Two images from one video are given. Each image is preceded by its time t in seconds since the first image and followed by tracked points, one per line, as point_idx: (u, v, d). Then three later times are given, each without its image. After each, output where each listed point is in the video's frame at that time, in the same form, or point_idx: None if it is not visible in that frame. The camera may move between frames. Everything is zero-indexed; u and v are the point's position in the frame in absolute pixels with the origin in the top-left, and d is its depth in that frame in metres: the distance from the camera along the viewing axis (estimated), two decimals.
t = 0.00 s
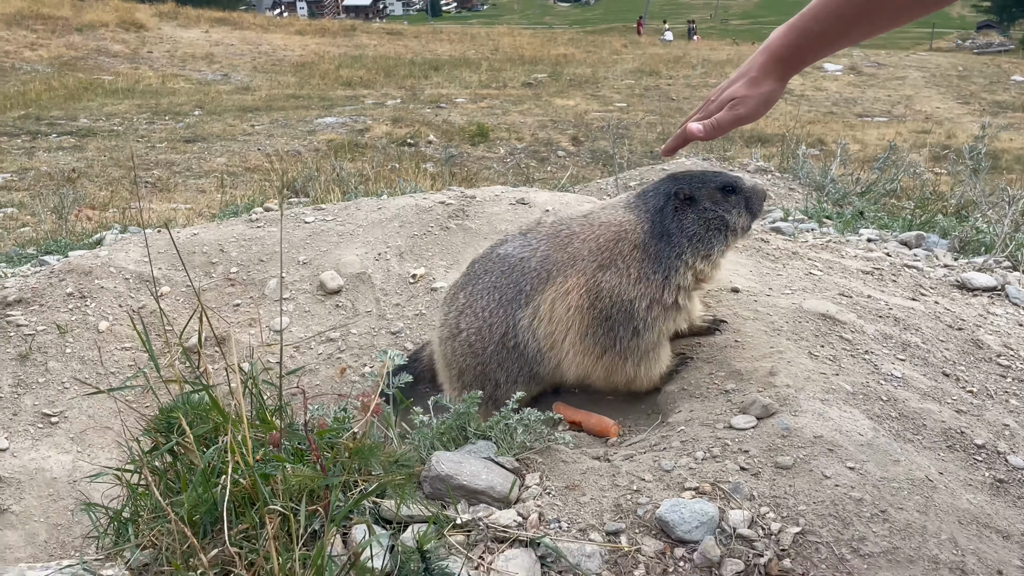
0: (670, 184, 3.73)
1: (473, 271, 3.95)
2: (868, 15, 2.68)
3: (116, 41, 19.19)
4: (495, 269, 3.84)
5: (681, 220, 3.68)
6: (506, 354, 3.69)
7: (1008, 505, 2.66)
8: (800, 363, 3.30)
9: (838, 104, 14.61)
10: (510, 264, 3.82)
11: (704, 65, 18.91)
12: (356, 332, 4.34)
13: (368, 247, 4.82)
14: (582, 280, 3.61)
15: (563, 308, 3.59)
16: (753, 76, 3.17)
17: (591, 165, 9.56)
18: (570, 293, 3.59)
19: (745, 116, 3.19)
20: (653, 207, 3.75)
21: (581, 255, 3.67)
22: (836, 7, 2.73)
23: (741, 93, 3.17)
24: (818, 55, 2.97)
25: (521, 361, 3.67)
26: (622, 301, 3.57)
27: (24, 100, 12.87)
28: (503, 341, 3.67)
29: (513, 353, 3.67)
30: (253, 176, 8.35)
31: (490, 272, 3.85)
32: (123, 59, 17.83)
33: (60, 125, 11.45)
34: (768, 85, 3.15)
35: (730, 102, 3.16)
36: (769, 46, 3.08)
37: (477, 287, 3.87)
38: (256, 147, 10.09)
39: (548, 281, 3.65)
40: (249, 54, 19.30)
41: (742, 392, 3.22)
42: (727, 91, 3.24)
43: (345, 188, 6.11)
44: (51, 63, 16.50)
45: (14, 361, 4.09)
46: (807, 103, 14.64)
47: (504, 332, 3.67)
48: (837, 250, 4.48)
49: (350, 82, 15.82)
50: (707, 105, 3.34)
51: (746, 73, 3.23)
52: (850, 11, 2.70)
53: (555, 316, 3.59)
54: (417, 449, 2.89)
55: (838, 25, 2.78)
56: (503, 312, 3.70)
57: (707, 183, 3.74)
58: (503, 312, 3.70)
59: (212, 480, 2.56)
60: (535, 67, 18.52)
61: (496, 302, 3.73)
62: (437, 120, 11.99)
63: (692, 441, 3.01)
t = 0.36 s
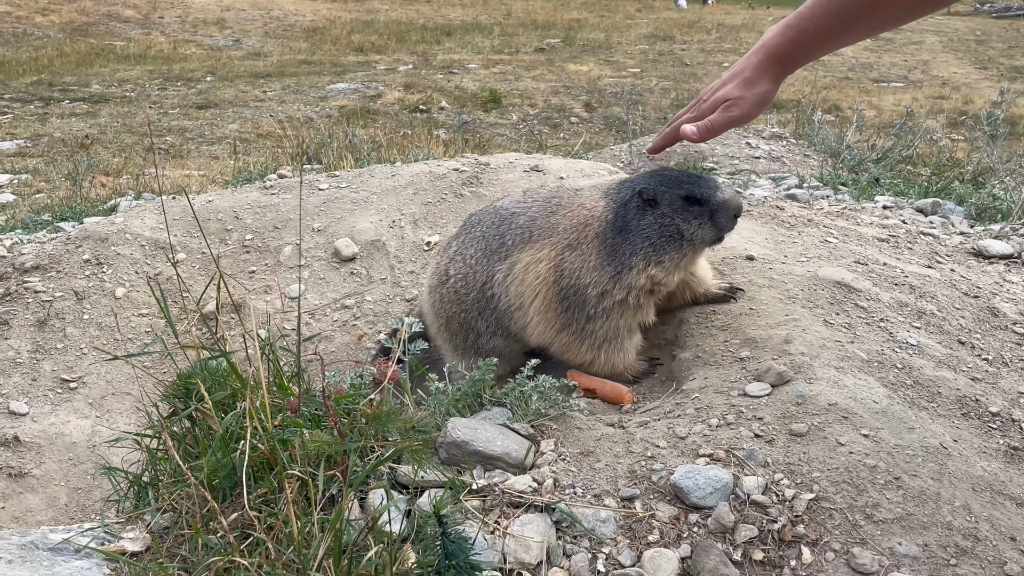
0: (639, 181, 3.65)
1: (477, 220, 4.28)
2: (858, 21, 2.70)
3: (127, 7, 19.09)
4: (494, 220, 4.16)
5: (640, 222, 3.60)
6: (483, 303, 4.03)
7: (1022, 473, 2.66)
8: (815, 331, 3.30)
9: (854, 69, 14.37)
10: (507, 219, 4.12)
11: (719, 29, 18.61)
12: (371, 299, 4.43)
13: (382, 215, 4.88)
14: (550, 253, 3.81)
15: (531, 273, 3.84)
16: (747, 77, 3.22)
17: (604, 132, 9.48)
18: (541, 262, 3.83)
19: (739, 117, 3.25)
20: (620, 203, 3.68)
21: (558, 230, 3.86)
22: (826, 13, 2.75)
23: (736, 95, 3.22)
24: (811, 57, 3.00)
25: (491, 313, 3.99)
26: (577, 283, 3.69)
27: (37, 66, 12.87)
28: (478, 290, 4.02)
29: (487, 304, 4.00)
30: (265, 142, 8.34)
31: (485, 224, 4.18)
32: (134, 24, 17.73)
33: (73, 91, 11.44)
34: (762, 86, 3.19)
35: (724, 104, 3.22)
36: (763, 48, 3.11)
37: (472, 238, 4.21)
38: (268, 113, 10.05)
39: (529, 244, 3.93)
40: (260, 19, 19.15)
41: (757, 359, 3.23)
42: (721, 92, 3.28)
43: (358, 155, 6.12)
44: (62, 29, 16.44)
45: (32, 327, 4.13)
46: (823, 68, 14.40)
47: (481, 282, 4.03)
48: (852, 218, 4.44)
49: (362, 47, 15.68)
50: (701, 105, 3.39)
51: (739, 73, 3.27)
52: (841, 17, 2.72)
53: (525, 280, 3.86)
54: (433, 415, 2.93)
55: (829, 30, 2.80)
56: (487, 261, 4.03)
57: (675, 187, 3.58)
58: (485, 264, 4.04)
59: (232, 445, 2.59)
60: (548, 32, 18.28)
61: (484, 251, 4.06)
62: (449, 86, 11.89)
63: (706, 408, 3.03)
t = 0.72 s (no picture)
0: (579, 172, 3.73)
1: (434, 226, 4.22)
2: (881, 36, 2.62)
3: None
4: (449, 225, 4.10)
5: (591, 211, 3.67)
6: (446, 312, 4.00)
7: None
8: (826, 309, 3.28)
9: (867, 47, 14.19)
10: (463, 225, 4.06)
11: (732, 6, 18.39)
12: (381, 278, 4.56)
13: (393, 191, 4.94)
14: (515, 256, 3.83)
15: (493, 278, 3.83)
16: (746, 90, 3.08)
17: (614, 111, 9.43)
18: (502, 266, 3.83)
19: (736, 131, 3.10)
20: (568, 198, 3.76)
21: (518, 231, 3.88)
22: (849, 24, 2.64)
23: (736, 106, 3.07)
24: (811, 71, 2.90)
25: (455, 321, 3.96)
26: (545, 281, 3.73)
27: (46, 44, 12.87)
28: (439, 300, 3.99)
29: (450, 312, 3.97)
30: (275, 120, 8.32)
31: (441, 228, 4.14)
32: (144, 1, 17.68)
33: (83, 68, 11.44)
34: (759, 100, 3.07)
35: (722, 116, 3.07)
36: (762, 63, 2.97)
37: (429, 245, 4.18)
38: (277, 91, 10.02)
39: (490, 250, 3.90)
40: None
41: (768, 337, 3.22)
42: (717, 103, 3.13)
43: (367, 133, 6.12)
44: (72, 6, 16.41)
45: (45, 304, 4.15)
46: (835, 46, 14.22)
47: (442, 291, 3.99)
48: (864, 197, 4.42)
49: (371, 24, 15.58)
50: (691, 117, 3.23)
51: (732, 86, 3.13)
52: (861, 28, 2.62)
53: (492, 288, 3.83)
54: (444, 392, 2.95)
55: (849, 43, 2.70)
56: (450, 271, 3.97)
57: (614, 171, 3.67)
58: (444, 272, 4.00)
59: (244, 421, 2.61)
60: (558, 9, 18.10)
61: (445, 262, 4.00)
62: (458, 64, 11.82)
63: (716, 385, 3.03)
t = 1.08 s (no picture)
0: (550, 169, 3.70)
1: (423, 230, 4.26)
2: None
3: None
4: (436, 229, 4.15)
5: (563, 208, 3.63)
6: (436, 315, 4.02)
7: None
8: (836, 299, 3.28)
9: (877, 38, 14.10)
10: (449, 229, 4.10)
11: None
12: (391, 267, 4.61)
13: (401, 181, 4.97)
14: (495, 258, 3.84)
15: (477, 280, 3.85)
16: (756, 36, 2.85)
17: (622, 102, 9.41)
18: (484, 268, 3.84)
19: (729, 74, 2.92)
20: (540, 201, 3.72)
21: (498, 232, 3.90)
22: None
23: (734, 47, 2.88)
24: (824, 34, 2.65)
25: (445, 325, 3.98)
26: (521, 281, 3.71)
27: (55, 34, 12.91)
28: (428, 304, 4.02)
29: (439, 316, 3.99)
30: (283, 110, 8.33)
31: (427, 232, 4.18)
32: None
33: (91, 58, 11.47)
34: (762, 51, 2.84)
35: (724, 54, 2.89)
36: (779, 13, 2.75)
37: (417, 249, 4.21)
38: (285, 81, 10.03)
39: (473, 253, 3.93)
40: None
41: (779, 327, 3.22)
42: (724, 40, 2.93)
43: (376, 123, 6.13)
44: None
45: (55, 292, 4.16)
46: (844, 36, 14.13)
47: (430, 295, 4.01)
48: (874, 188, 4.41)
49: (378, 15, 15.56)
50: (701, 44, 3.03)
51: (750, 29, 2.91)
52: None
53: (475, 289, 3.85)
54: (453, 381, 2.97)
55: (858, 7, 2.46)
56: (437, 277, 4.02)
57: (583, 165, 3.63)
58: (431, 277, 4.03)
59: (254, 409, 2.62)
60: None
61: (431, 268, 4.04)
62: (466, 55, 11.80)
63: (726, 375, 3.03)
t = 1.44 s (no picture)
0: (584, 160, 3.67)
1: (430, 218, 4.24)
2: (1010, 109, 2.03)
3: None
4: (444, 218, 4.13)
5: (588, 204, 3.64)
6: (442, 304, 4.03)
7: None
8: (847, 295, 3.27)
9: (887, 32, 14.01)
10: (457, 220, 4.06)
11: None
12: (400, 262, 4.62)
13: (411, 176, 4.98)
14: (505, 250, 3.85)
15: (487, 272, 3.86)
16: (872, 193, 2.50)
17: (631, 96, 9.40)
18: (494, 259, 3.86)
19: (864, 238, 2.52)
20: (569, 186, 3.71)
21: (509, 226, 3.89)
22: (973, 81, 2.08)
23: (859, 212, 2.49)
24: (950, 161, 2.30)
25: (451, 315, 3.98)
26: (531, 275, 3.75)
27: (66, 29, 12.96)
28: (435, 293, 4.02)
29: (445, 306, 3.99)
30: (292, 105, 8.35)
31: (436, 222, 4.15)
32: None
33: (101, 52, 11.50)
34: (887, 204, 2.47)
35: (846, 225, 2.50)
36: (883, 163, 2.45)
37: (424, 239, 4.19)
38: (294, 75, 10.04)
39: (482, 245, 3.92)
40: None
41: (789, 323, 3.22)
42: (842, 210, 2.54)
43: (384, 118, 6.15)
44: None
45: (66, 286, 4.18)
46: (855, 31, 14.04)
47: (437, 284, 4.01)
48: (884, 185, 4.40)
49: (387, 9, 15.56)
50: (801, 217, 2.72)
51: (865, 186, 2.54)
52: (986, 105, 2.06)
53: (483, 281, 3.87)
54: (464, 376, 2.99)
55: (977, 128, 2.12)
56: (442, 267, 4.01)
57: (622, 165, 3.62)
58: (438, 266, 4.01)
59: (265, 403, 2.63)
60: None
61: (437, 257, 4.03)
62: (475, 49, 11.78)
63: (736, 370, 3.03)
